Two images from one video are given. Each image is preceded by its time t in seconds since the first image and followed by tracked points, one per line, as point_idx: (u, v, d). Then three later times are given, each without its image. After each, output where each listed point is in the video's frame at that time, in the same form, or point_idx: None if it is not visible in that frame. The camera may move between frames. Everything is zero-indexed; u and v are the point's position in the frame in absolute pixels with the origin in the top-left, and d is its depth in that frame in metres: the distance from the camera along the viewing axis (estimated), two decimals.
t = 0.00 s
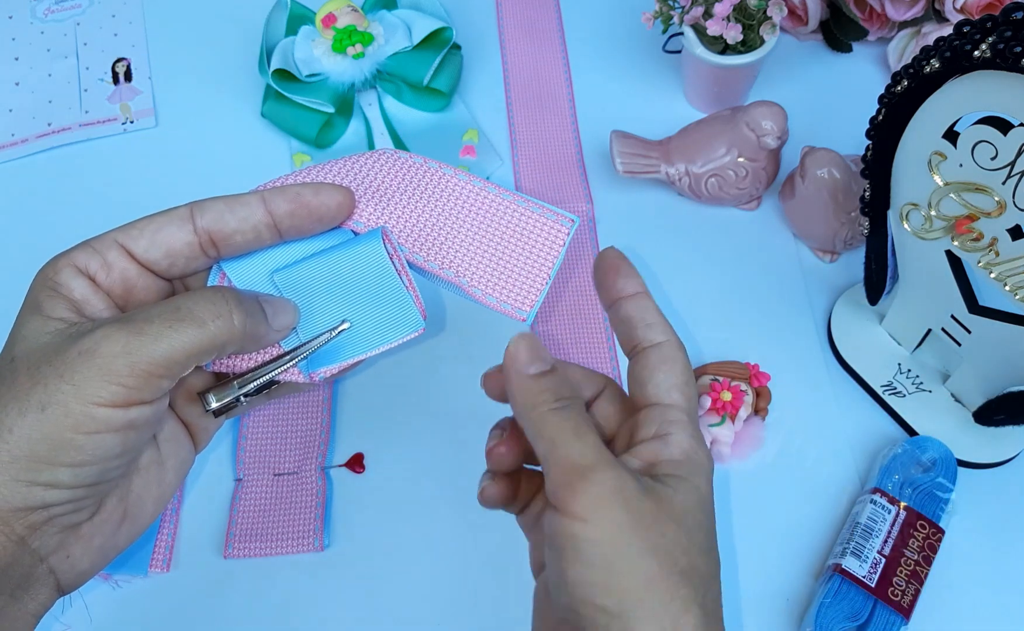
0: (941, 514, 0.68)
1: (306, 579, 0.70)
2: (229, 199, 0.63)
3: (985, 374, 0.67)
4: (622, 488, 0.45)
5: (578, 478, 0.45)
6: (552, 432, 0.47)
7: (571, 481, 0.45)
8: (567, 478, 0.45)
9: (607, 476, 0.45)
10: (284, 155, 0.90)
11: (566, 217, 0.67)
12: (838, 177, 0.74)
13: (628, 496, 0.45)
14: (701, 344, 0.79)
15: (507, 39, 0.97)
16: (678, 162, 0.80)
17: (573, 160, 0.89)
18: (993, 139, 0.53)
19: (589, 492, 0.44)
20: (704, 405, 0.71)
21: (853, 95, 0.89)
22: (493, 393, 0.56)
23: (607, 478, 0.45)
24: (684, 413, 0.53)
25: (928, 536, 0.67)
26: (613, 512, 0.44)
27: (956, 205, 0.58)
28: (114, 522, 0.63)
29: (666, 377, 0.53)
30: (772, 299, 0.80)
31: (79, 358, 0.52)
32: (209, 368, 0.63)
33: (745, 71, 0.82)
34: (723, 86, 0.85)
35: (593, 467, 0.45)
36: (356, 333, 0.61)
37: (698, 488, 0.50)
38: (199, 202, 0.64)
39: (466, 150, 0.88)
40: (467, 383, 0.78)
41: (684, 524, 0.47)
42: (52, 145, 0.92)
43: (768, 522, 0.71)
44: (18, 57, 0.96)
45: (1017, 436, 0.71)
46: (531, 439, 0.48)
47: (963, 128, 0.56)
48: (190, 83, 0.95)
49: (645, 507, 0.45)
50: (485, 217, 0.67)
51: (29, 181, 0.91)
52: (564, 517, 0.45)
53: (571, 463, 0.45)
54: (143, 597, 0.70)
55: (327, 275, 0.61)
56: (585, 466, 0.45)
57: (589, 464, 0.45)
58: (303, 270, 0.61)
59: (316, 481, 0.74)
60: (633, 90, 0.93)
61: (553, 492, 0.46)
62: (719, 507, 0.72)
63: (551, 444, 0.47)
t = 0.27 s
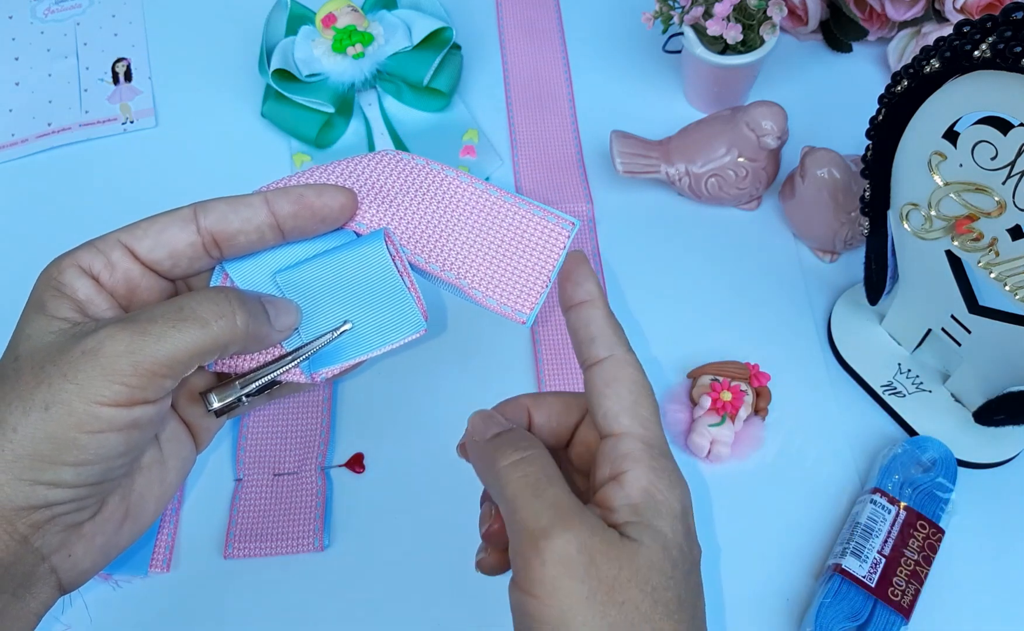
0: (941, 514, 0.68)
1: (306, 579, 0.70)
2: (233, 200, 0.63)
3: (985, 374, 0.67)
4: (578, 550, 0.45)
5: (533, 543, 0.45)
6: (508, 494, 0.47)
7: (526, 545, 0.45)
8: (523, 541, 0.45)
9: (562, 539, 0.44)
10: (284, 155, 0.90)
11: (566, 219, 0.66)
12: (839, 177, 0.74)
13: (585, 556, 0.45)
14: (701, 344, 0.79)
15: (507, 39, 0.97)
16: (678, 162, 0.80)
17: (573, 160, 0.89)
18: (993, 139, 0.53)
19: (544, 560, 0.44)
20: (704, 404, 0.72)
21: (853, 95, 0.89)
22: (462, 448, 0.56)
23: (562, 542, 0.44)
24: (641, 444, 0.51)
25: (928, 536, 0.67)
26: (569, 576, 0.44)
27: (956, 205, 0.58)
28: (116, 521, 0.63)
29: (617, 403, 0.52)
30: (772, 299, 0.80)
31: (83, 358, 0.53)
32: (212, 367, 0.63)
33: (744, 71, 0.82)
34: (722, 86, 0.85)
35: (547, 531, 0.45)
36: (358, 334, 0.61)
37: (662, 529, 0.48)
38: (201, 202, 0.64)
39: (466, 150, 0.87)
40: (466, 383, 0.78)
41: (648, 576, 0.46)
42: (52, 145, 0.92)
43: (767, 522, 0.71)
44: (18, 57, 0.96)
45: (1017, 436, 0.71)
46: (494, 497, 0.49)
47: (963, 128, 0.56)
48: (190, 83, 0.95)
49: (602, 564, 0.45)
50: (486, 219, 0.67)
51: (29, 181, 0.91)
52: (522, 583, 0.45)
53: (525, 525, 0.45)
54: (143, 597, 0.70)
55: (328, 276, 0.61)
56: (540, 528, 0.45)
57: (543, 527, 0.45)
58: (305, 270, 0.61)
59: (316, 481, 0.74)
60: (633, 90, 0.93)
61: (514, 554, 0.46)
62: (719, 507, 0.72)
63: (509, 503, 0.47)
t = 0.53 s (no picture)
0: (941, 514, 0.68)
1: (305, 580, 0.70)
2: (234, 200, 0.63)
3: (985, 374, 0.67)
4: (552, 585, 0.44)
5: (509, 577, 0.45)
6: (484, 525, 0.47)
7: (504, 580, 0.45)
8: (502, 573, 0.45)
9: (536, 574, 0.44)
10: (284, 155, 0.90)
11: (553, 231, 0.68)
12: (838, 177, 0.74)
13: (561, 588, 0.44)
14: (701, 344, 0.79)
15: (507, 39, 0.97)
16: (678, 162, 0.80)
17: (573, 160, 0.89)
18: (993, 139, 0.53)
19: (520, 595, 0.44)
20: (704, 404, 0.72)
21: (853, 95, 0.89)
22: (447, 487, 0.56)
23: (537, 576, 0.44)
24: (618, 467, 0.50)
25: (928, 536, 0.67)
26: (545, 610, 0.44)
27: (956, 205, 0.58)
28: (117, 521, 0.63)
29: (593, 426, 0.52)
30: (772, 299, 0.80)
31: (85, 357, 0.52)
32: (213, 368, 0.63)
33: (744, 70, 0.82)
34: (722, 86, 0.85)
35: (522, 565, 0.45)
36: (359, 334, 0.62)
37: (641, 555, 0.48)
38: (202, 203, 0.64)
39: (466, 150, 0.88)
40: (466, 383, 0.78)
41: (626, 607, 0.45)
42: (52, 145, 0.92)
43: (767, 522, 0.71)
44: (18, 56, 0.96)
45: (1017, 436, 0.71)
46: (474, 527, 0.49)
47: (963, 128, 0.56)
48: (190, 83, 0.95)
49: (577, 597, 0.44)
50: (480, 228, 0.68)
51: (29, 181, 0.91)
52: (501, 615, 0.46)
53: (502, 556, 0.46)
54: (143, 597, 0.70)
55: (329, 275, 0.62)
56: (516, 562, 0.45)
57: (519, 561, 0.45)
58: (307, 269, 0.61)
59: (316, 481, 0.74)
60: (634, 90, 0.93)
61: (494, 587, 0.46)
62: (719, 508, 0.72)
63: (488, 534, 0.47)
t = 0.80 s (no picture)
0: (941, 514, 0.68)
1: (306, 580, 0.70)
2: (231, 213, 0.63)
3: (985, 374, 0.67)
4: (681, 513, 0.46)
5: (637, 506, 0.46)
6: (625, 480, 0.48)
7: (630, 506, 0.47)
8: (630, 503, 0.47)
9: (659, 505, 0.46)
10: (284, 155, 0.90)
11: (563, 237, 0.69)
12: (838, 177, 0.74)
13: (687, 521, 0.46)
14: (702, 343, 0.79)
15: (507, 39, 0.97)
16: (678, 162, 0.80)
17: (573, 160, 0.89)
18: (994, 139, 0.53)
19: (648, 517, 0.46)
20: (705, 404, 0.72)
21: (854, 95, 0.89)
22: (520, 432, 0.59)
23: (655, 514, 0.46)
24: (761, 411, 0.51)
25: (928, 536, 0.67)
26: (671, 541, 0.45)
27: (956, 205, 0.58)
28: (108, 532, 0.63)
29: (741, 369, 0.51)
30: (772, 298, 0.80)
31: (77, 371, 0.53)
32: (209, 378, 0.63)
33: (744, 70, 0.82)
34: (722, 86, 0.85)
35: (659, 492, 0.46)
36: (354, 348, 0.62)
37: (769, 506, 0.48)
38: (199, 215, 0.64)
39: (466, 150, 0.88)
40: (466, 383, 0.78)
41: (750, 559, 0.45)
42: (52, 145, 0.92)
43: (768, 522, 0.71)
44: (18, 56, 0.96)
45: (1017, 436, 0.71)
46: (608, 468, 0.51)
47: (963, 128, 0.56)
48: (190, 83, 0.95)
49: (711, 532, 0.45)
50: (483, 236, 0.69)
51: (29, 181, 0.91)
52: (626, 554, 0.46)
53: (631, 486, 0.47)
54: (143, 598, 0.70)
55: (325, 290, 0.62)
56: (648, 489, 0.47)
57: (646, 489, 0.47)
58: (302, 284, 0.62)
59: (316, 481, 0.73)
60: (634, 90, 0.93)
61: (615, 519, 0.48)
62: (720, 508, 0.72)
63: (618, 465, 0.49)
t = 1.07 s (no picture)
0: (941, 514, 0.68)
1: (306, 580, 0.70)
2: (253, 228, 0.63)
3: (985, 374, 0.67)
4: (746, 308, 0.52)
5: (718, 303, 0.53)
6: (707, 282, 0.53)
7: (704, 314, 0.53)
8: (708, 295, 0.53)
9: (740, 311, 0.52)
10: (284, 155, 0.90)
11: (591, 261, 0.66)
12: (838, 177, 0.74)
13: (766, 320, 0.52)
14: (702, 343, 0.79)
15: (507, 39, 0.97)
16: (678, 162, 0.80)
17: (573, 159, 0.89)
18: (993, 139, 0.53)
19: (723, 313, 0.52)
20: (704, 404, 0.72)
21: (853, 95, 0.89)
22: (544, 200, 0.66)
23: (730, 315, 0.52)
24: (764, 239, 0.59)
25: (928, 536, 0.68)
26: (749, 344, 0.52)
27: (956, 205, 0.58)
28: (116, 546, 0.63)
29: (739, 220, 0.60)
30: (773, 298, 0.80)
31: (90, 387, 0.53)
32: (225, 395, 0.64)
33: (744, 70, 0.82)
34: (722, 86, 0.85)
35: (735, 294, 0.52)
36: (371, 369, 0.62)
37: (813, 303, 0.57)
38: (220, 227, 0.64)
39: (466, 150, 0.88)
40: (465, 383, 0.78)
41: (807, 371, 0.53)
42: (52, 145, 0.92)
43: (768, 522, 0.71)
44: (18, 57, 0.96)
45: (1017, 436, 0.71)
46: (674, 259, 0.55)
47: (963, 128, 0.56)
48: (190, 83, 0.95)
49: (775, 335, 0.52)
50: (509, 260, 0.67)
51: (29, 181, 0.91)
52: (702, 324, 0.53)
53: (708, 281, 0.53)
54: (143, 598, 0.70)
55: (346, 309, 0.62)
56: (740, 285, 0.53)
57: (727, 290, 0.52)
58: (322, 302, 0.62)
59: (316, 481, 0.73)
60: (634, 90, 0.93)
61: (690, 315, 0.54)
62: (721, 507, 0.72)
63: (692, 263, 0.53)
